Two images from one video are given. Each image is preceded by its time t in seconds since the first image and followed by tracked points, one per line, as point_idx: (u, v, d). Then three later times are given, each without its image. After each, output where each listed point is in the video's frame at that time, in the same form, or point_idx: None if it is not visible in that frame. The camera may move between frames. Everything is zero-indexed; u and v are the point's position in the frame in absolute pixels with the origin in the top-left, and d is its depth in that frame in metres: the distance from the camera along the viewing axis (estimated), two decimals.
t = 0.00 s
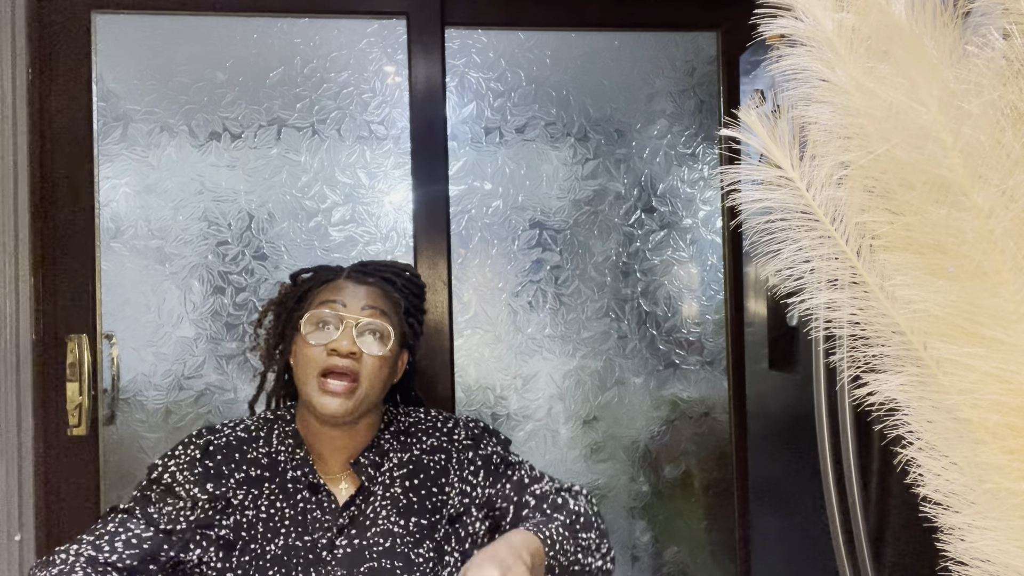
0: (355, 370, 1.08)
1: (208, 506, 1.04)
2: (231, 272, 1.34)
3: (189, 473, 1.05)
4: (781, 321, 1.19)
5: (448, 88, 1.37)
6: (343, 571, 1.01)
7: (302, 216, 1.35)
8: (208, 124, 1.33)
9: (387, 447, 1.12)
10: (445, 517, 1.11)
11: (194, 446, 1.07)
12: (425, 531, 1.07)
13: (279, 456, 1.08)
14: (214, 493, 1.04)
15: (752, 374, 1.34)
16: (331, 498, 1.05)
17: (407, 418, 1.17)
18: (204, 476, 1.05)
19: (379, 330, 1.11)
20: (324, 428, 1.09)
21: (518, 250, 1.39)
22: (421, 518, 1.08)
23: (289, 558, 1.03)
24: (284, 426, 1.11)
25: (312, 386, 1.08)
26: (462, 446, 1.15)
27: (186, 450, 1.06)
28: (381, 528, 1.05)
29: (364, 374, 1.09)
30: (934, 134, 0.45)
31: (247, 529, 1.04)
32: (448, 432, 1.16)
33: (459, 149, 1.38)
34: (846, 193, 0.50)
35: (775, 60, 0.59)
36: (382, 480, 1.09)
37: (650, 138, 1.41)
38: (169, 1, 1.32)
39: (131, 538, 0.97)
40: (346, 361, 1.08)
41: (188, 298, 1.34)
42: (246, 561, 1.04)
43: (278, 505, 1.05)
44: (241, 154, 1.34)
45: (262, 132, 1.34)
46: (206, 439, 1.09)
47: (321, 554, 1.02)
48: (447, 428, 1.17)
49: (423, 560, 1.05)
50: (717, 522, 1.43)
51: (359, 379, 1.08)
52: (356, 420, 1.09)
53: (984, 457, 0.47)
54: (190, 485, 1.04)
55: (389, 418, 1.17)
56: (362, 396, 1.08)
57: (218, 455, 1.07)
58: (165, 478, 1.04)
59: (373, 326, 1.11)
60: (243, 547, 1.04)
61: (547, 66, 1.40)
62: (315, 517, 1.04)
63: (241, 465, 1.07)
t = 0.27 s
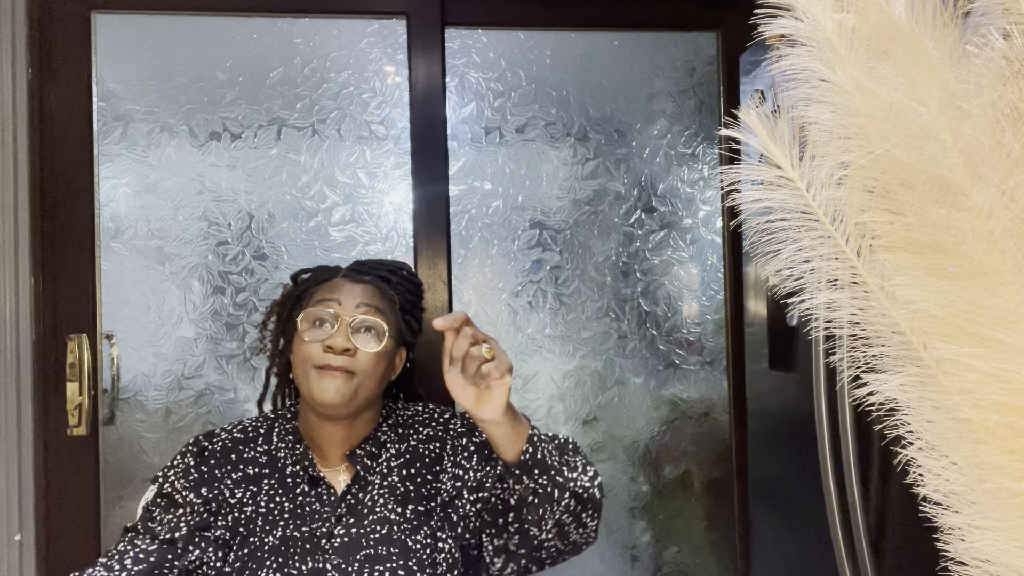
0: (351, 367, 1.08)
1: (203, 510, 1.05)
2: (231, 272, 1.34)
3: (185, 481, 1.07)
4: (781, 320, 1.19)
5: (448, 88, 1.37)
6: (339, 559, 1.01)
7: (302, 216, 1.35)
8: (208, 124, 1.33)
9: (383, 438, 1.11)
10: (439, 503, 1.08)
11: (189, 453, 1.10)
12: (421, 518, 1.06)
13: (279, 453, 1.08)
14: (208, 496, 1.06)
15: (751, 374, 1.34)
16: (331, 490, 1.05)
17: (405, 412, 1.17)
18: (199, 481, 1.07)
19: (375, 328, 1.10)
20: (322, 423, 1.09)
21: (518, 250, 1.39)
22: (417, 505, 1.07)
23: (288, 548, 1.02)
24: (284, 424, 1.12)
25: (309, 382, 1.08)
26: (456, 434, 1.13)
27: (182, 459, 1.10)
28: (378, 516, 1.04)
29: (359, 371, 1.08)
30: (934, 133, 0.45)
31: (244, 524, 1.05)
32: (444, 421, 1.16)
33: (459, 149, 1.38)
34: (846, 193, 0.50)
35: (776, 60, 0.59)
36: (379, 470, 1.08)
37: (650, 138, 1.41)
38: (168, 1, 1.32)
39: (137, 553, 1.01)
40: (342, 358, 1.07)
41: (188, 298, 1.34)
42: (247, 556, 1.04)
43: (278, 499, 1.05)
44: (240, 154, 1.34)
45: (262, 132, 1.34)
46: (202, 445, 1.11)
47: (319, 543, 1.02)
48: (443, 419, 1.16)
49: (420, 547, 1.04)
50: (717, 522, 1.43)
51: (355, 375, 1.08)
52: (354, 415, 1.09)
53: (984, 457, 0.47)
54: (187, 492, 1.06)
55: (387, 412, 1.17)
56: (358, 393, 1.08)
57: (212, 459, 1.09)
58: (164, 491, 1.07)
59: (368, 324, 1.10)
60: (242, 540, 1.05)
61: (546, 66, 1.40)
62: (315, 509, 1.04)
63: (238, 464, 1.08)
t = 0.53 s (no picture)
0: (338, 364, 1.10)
1: (188, 515, 1.05)
2: (231, 272, 1.34)
3: (173, 488, 1.07)
4: (781, 320, 1.19)
5: (448, 88, 1.37)
6: (330, 558, 1.01)
7: (302, 216, 1.35)
8: (208, 124, 1.33)
9: (371, 438, 1.11)
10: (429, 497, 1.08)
11: (176, 461, 1.10)
12: (410, 515, 1.06)
13: (267, 454, 1.08)
14: (195, 501, 1.06)
15: (751, 373, 1.34)
16: (319, 489, 1.06)
17: (393, 409, 1.16)
18: (186, 488, 1.07)
19: (361, 327, 1.13)
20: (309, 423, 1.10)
21: (518, 250, 1.39)
22: (406, 502, 1.07)
23: (277, 549, 1.02)
24: (271, 426, 1.12)
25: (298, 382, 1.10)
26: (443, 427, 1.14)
27: (169, 467, 1.09)
28: (367, 514, 1.05)
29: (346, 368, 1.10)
30: (934, 134, 0.45)
31: (233, 526, 1.05)
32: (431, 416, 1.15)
33: (459, 149, 1.38)
34: (847, 194, 0.50)
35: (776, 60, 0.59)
36: (367, 469, 1.08)
37: (650, 138, 1.41)
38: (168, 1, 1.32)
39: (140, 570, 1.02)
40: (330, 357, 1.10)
41: (188, 298, 1.34)
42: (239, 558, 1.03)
43: (266, 499, 1.05)
44: (240, 154, 1.34)
45: (262, 132, 1.34)
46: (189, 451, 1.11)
47: (309, 543, 1.02)
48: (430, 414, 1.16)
49: (410, 544, 1.04)
50: (718, 522, 1.43)
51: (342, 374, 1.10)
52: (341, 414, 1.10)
53: (984, 457, 0.47)
54: (176, 499, 1.06)
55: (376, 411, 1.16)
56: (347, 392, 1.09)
57: (199, 464, 1.09)
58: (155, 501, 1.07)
59: (355, 323, 1.13)
60: (231, 542, 1.04)
61: (547, 66, 1.39)
62: (303, 509, 1.04)
63: (226, 467, 1.08)
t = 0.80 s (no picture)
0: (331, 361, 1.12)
1: (181, 521, 1.05)
2: (231, 272, 1.34)
3: (166, 494, 1.08)
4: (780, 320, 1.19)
5: (448, 88, 1.37)
6: (326, 558, 1.02)
7: (302, 216, 1.35)
8: (208, 124, 1.33)
9: (366, 436, 1.11)
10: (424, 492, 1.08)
11: (168, 466, 1.10)
12: (407, 511, 1.06)
13: (261, 455, 1.08)
14: (187, 506, 1.06)
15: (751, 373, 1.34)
16: (314, 489, 1.05)
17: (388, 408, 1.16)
18: (179, 493, 1.07)
19: (354, 324, 1.15)
20: (303, 421, 1.10)
21: (518, 250, 1.39)
22: (402, 499, 1.07)
23: (272, 551, 1.03)
24: (264, 428, 1.11)
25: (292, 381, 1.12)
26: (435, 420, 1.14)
27: (162, 472, 1.09)
28: (363, 513, 1.04)
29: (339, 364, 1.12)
30: (934, 134, 0.45)
31: (227, 529, 1.05)
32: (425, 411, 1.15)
33: (459, 149, 1.38)
34: (846, 194, 0.50)
35: (776, 60, 0.59)
36: (362, 467, 1.08)
37: (650, 138, 1.41)
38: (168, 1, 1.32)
39: None
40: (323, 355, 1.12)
41: (188, 298, 1.34)
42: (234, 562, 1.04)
43: (260, 502, 1.05)
44: (240, 154, 1.34)
45: (262, 132, 1.34)
46: (182, 455, 1.11)
47: (305, 543, 1.02)
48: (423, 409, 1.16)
49: (408, 540, 1.04)
50: (718, 522, 1.43)
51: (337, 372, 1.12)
52: (336, 412, 1.11)
53: (984, 457, 0.47)
54: (169, 505, 1.07)
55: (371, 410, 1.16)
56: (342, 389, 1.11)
57: (192, 468, 1.09)
58: (150, 508, 1.08)
59: (347, 320, 1.15)
60: (225, 546, 1.04)
61: (547, 66, 1.39)
62: (298, 509, 1.04)
63: (219, 470, 1.08)
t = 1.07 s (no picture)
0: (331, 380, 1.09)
1: (178, 527, 1.06)
2: (231, 272, 1.34)
3: (164, 499, 1.09)
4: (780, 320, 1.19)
5: (448, 88, 1.37)
6: (322, 564, 1.02)
7: (302, 216, 1.35)
8: (208, 124, 1.33)
9: (361, 437, 1.08)
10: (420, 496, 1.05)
11: (166, 471, 1.11)
12: (403, 514, 1.04)
13: (257, 459, 1.08)
14: (184, 511, 1.07)
15: (751, 373, 1.34)
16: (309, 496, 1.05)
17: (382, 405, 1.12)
18: (176, 498, 1.08)
19: (355, 342, 1.11)
20: (302, 433, 1.08)
21: (518, 250, 1.39)
22: (397, 501, 1.04)
23: (268, 557, 1.04)
24: (261, 430, 1.11)
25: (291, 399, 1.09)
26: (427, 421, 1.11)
27: (160, 477, 1.10)
28: (359, 517, 1.04)
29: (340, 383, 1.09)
30: (934, 134, 0.45)
31: (223, 535, 1.05)
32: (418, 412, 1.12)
33: (459, 149, 1.38)
34: (846, 194, 0.50)
35: (776, 60, 0.59)
36: (358, 470, 1.06)
37: (650, 138, 1.41)
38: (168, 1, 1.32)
39: None
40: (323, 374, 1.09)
41: (188, 298, 1.34)
42: (230, 566, 1.05)
43: (256, 506, 1.06)
44: (240, 154, 1.34)
45: (262, 132, 1.34)
46: (179, 460, 1.11)
47: (300, 549, 1.03)
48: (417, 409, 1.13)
49: (404, 543, 1.03)
50: (718, 522, 1.43)
51: (336, 391, 1.09)
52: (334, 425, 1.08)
53: (984, 457, 0.47)
54: (166, 510, 1.08)
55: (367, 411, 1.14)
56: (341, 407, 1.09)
57: (188, 474, 1.10)
58: (147, 511, 1.09)
59: (348, 338, 1.10)
60: (222, 551, 1.05)
61: (547, 66, 1.40)
62: (293, 515, 1.05)
63: (216, 475, 1.08)
